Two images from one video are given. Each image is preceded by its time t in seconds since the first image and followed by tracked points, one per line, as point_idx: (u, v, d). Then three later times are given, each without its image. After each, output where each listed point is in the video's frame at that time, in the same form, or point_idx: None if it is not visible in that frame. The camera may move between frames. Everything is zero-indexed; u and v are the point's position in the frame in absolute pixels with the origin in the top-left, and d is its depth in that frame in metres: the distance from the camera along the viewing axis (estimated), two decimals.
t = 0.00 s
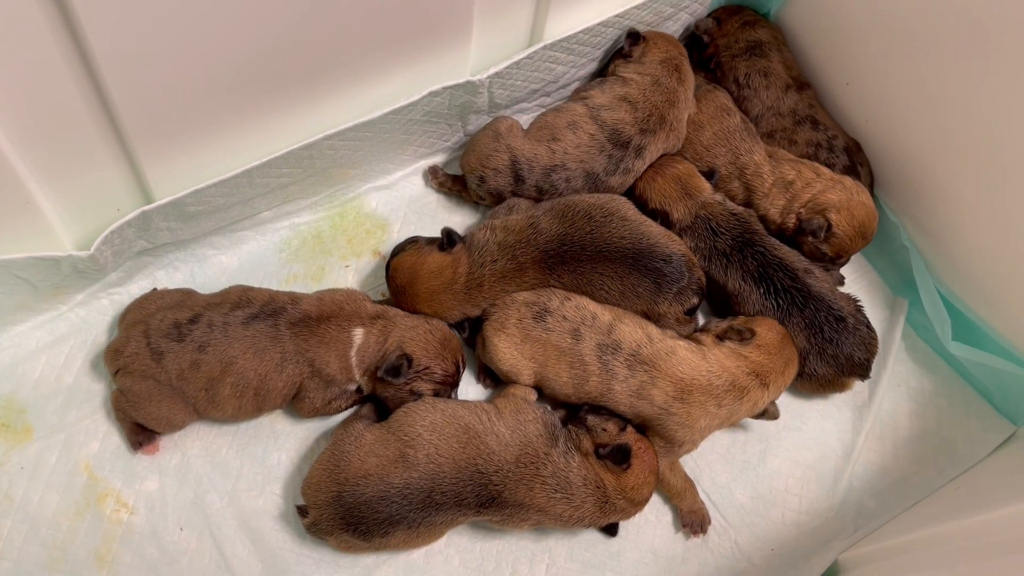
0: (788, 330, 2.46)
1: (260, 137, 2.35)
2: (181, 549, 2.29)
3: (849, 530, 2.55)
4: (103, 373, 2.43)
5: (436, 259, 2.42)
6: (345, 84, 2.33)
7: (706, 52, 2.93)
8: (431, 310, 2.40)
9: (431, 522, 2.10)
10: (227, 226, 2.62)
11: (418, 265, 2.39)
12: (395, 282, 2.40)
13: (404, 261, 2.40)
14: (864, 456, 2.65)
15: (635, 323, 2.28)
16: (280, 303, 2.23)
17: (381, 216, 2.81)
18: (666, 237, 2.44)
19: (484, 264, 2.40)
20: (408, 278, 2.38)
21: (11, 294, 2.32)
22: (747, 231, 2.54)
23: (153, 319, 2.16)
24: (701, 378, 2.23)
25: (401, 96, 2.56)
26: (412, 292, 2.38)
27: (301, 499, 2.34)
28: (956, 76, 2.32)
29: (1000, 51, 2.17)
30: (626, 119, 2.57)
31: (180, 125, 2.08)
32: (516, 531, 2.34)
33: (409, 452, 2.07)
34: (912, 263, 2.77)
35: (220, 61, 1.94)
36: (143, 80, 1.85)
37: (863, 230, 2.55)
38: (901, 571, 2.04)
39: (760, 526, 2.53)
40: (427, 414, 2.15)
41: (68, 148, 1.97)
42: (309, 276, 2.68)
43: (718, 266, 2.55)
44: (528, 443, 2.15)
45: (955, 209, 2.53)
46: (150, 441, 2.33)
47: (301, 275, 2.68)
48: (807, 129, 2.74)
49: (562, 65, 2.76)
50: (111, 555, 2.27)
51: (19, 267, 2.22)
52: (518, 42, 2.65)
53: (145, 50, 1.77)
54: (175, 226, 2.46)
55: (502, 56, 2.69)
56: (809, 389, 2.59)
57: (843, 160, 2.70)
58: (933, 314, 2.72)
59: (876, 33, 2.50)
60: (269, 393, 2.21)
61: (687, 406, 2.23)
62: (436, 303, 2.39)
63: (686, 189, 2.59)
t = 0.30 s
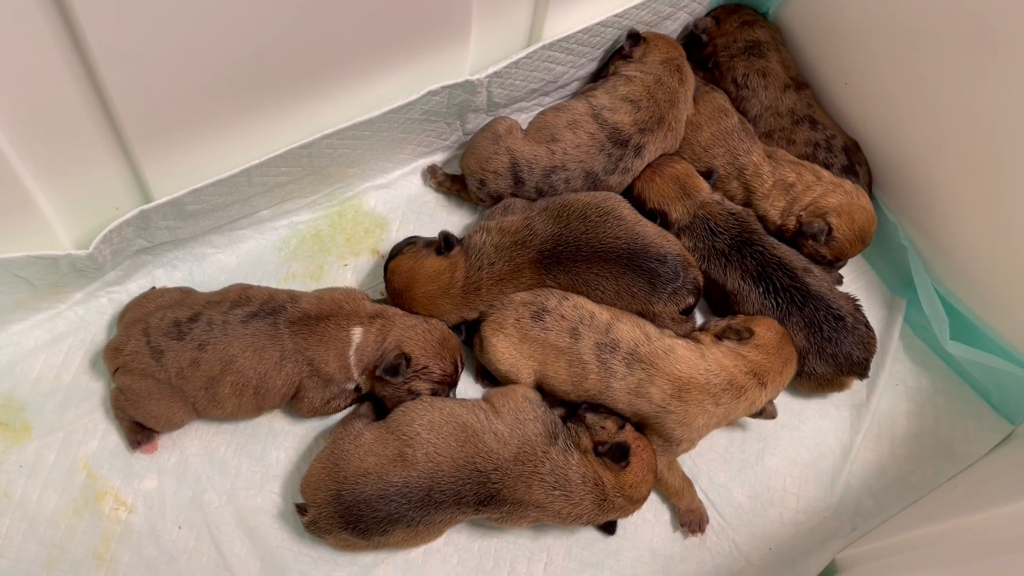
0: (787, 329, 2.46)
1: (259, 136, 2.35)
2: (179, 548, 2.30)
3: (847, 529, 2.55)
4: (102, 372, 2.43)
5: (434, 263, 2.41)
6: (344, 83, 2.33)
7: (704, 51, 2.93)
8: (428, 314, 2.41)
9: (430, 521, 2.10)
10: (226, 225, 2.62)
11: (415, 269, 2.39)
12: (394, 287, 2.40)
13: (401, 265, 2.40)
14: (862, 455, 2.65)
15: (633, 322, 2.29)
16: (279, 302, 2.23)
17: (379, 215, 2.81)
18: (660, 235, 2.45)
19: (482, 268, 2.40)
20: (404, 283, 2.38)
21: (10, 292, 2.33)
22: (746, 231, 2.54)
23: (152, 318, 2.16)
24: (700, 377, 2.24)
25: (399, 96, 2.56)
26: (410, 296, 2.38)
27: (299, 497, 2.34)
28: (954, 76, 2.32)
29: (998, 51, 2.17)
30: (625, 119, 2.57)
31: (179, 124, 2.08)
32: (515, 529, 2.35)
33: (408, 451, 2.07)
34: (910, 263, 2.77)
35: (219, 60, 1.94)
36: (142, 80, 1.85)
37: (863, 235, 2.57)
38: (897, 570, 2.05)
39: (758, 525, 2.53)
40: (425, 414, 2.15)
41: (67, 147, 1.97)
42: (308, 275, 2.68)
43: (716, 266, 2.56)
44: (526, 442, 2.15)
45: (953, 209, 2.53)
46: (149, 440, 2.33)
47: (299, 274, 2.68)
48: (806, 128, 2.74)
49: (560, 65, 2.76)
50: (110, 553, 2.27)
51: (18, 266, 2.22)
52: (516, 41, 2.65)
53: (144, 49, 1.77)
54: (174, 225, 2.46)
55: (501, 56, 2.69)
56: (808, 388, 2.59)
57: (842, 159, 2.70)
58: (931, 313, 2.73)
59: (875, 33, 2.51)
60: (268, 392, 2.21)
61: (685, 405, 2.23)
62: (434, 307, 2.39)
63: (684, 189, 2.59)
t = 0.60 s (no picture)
0: (787, 330, 2.46)
1: (258, 135, 2.35)
2: (178, 546, 2.30)
3: (845, 528, 2.55)
4: (101, 371, 2.44)
5: (433, 263, 2.41)
6: (343, 82, 2.33)
7: (703, 51, 2.93)
8: (427, 314, 2.40)
9: (428, 520, 2.10)
10: (225, 224, 2.62)
11: (414, 269, 2.39)
12: (393, 286, 2.40)
13: (400, 264, 2.40)
14: (860, 455, 2.65)
15: (631, 321, 2.29)
16: (278, 301, 2.23)
17: (378, 214, 2.81)
18: (656, 233, 2.45)
19: (481, 268, 2.41)
20: (404, 282, 2.38)
21: (9, 291, 2.33)
22: (746, 231, 2.55)
23: (151, 317, 2.16)
24: (699, 376, 2.24)
25: (398, 95, 2.56)
26: (409, 296, 2.38)
27: (298, 496, 2.34)
28: (953, 76, 2.32)
29: (997, 51, 2.17)
30: (629, 120, 2.57)
31: (179, 123, 2.08)
32: (513, 529, 2.35)
33: (406, 450, 2.07)
34: (908, 262, 2.77)
35: (218, 58, 1.94)
36: (141, 78, 1.85)
37: (863, 234, 2.58)
38: (895, 569, 2.05)
39: (756, 524, 2.54)
40: (423, 413, 2.15)
41: (66, 146, 1.97)
42: (307, 275, 2.68)
43: (716, 266, 2.56)
44: (524, 442, 2.15)
45: (951, 208, 2.54)
46: (148, 439, 2.34)
47: (299, 273, 2.68)
48: (805, 128, 2.74)
49: (560, 64, 2.76)
50: (109, 552, 2.27)
51: (17, 265, 2.22)
52: (516, 41, 2.65)
53: (144, 48, 1.77)
54: (173, 223, 2.46)
55: (500, 55, 2.70)
56: (807, 388, 2.59)
57: (841, 159, 2.70)
58: (929, 313, 2.73)
59: (874, 32, 2.51)
60: (267, 390, 2.21)
61: (683, 404, 2.23)
62: (433, 306, 2.39)
63: (684, 189, 2.59)
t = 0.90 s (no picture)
0: (789, 331, 2.46)
1: (258, 134, 2.35)
2: (178, 546, 2.30)
3: (846, 528, 2.55)
4: (100, 370, 2.43)
5: (433, 264, 2.41)
6: (343, 82, 2.33)
7: (704, 51, 2.92)
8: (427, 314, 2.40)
9: (428, 520, 2.10)
10: (225, 224, 2.62)
11: (415, 269, 2.39)
12: (395, 285, 2.39)
13: (401, 263, 2.40)
14: (860, 455, 2.65)
15: (631, 322, 2.29)
16: (278, 301, 2.23)
17: (378, 214, 2.81)
18: (656, 233, 2.44)
19: (480, 268, 2.41)
20: (405, 282, 2.38)
21: (9, 291, 2.32)
22: (747, 232, 2.54)
23: (151, 317, 2.16)
24: (700, 377, 2.24)
25: (399, 94, 2.56)
26: (410, 296, 2.38)
27: (298, 496, 2.34)
28: (954, 75, 2.32)
29: (996, 51, 2.17)
30: (629, 118, 2.57)
31: (179, 122, 2.08)
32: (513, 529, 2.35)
33: (407, 450, 2.07)
34: (909, 262, 2.77)
35: (218, 57, 1.93)
36: (141, 77, 1.85)
37: (869, 232, 2.57)
38: (896, 569, 2.05)
39: (756, 525, 2.54)
40: (424, 413, 2.15)
41: (65, 146, 1.97)
42: (306, 275, 2.68)
43: (717, 267, 2.56)
44: (524, 441, 2.15)
45: (952, 208, 2.53)
46: (147, 439, 2.33)
47: (298, 274, 2.68)
48: (806, 128, 2.73)
49: (560, 64, 2.76)
50: (108, 552, 2.27)
51: (16, 265, 2.22)
52: (516, 40, 2.65)
53: (143, 48, 1.77)
54: (172, 223, 2.46)
55: (500, 55, 2.69)
56: (809, 388, 2.59)
57: (842, 159, 2.70)
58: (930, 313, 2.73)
59: (874, 32, 2.50)
60: (267, 390, 2.21)
61: (683, 404, 2.23)
62: (434, 307, 2.39)
63: (686, 189, 2.59)
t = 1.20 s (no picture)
0: (790, 331, 2.46)
1: (259, 135, 2.35)
2: (179, 547, 2.29)
3: (847, 529, 2.55)
4: (101, 371, 2.43)
5: (433, 266, 2.40)
6: (344, 82, 2.33)
7: (707, 51, 2.94)
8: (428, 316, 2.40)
9: (430, 521, 2.10)
10: (226, 225, 2.62)
11: (415, 270, 2.39)
12: (396, 287, 2.39)
13: (402, 265, 2.40)
14: (862, 456, 2.65)
15: (632, 322, 2.29)
16: (280, 302, 2.23)
17: (380, 215, 2.80)
18: (657, 234, 2.44)
19: (481, 270, 2.40)
20: (406, 285, 2.37)
21: (10, 291, 2.32)
22: (748, 232, 2.54)
23: (153, 317, 2.16)
24: (701, 378, 2.23)
25: (401, 94, 2.56)
26: (411, 299, 2.37)
27: (299, 497, 2.34)
28: (956, 76, 2.31)
29: (998, 51, 2.17)
30: (622, 116, 2.57)
31: (180, 122, 2.07)
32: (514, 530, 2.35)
33: (409, 451, 2.07)
34: (911, 263, 2.77)
35: (219, 57, 1.93)
36: (142, 78, 1.85)
37: (875, 239, 2.56)
38: (898, 571, 2.05)
39: (758, 526, 2.53)
40: (426, 414, 2.15)
41: (66, 146, 1.97)
42: (308, 275, 2.68)
43: (719, 268, 2.56)
44: (527, 443, 2.14)
45: (954, 209, 2.53)
46: (149, 439, 2.33)
47: (299, 274, 2.67)
48: (808, 128, 2.72)
49: (562, 64, 2.75)
50: (109, 553, 2.27)
51: (17, 265, 2.22)
52: (518, 41, 2.65)
53: (144, 49, 1.77)
54: (173, 224, 2.45)
55: (503, 55, 2.69)
56: (811, 389, 2.59)
57: (843, 160, 2.70)
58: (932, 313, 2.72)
59: (876, 32, 2.50)
60: (268, 391, 2.20)
61: (685, 405, 2.23)
62: (436, 309, 2.39)
63: (685, 189, 2.58)
